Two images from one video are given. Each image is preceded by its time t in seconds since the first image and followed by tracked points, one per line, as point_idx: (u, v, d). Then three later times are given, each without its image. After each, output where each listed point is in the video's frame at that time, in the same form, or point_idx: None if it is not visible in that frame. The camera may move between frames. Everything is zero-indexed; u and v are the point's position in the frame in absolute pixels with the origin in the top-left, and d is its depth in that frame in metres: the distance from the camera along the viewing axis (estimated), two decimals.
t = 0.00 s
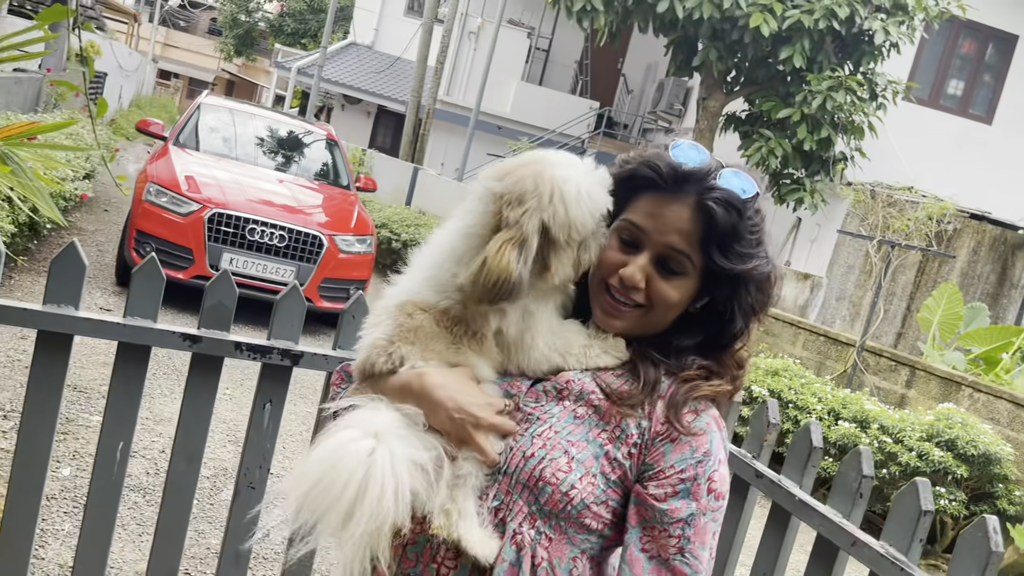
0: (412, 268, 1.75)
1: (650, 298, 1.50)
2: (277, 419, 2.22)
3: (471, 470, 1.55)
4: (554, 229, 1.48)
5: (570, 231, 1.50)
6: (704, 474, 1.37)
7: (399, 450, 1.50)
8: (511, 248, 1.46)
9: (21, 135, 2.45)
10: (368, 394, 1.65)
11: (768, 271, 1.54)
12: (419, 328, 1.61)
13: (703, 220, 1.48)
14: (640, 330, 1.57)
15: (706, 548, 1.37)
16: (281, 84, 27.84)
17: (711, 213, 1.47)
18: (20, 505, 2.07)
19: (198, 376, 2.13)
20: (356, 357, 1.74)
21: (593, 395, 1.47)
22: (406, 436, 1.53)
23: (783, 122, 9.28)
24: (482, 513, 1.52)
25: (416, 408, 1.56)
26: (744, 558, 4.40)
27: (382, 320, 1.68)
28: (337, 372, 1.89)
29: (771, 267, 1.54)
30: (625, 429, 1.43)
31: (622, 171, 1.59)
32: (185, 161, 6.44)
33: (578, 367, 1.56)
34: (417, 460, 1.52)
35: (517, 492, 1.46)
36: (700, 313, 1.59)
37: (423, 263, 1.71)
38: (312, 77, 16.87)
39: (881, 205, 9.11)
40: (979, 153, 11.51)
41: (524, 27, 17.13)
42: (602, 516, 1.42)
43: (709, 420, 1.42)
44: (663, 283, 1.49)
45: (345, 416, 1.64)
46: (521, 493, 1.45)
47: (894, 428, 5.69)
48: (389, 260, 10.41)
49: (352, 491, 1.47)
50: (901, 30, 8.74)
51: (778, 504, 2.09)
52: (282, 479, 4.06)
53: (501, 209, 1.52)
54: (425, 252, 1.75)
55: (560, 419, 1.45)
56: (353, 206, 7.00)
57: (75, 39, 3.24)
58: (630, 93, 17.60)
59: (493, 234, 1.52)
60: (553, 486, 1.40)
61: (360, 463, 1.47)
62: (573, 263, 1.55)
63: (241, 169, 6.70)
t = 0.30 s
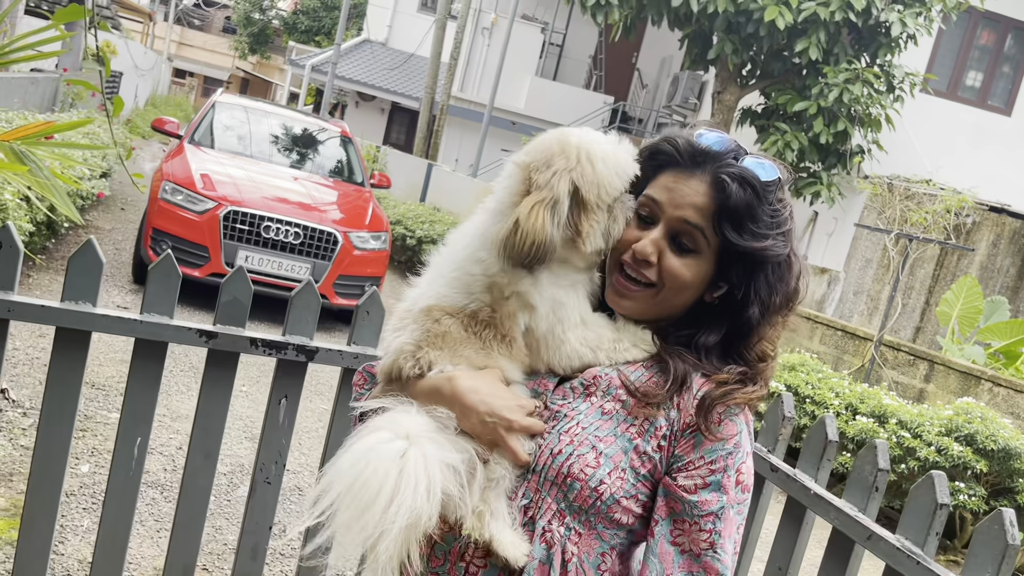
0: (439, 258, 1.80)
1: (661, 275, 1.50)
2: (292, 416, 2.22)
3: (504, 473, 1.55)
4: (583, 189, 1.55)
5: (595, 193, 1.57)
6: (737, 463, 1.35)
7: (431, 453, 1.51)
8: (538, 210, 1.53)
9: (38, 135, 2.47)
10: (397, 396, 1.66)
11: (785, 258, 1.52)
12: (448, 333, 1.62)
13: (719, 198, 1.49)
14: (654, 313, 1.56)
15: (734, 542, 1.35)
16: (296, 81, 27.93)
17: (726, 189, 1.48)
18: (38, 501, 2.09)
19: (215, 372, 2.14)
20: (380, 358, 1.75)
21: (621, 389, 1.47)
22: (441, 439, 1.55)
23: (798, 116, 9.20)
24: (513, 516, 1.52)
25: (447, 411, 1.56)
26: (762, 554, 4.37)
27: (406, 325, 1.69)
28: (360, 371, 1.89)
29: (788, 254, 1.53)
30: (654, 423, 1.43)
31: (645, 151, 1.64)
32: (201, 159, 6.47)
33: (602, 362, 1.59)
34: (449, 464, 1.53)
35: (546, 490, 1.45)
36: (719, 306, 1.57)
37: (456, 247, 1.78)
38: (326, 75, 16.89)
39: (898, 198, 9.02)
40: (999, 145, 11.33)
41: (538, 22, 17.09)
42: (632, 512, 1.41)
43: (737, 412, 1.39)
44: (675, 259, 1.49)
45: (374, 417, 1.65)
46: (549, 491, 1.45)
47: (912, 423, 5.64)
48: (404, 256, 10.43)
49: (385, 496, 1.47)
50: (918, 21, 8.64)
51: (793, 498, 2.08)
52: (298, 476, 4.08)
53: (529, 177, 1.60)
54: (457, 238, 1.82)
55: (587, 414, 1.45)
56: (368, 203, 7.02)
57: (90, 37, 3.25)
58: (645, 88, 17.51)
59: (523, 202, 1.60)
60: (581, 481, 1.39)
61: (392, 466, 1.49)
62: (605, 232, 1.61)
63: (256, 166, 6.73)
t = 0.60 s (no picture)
0: (448, 253, 1.72)
1: (677, 251, 1.45)
2: (283, 414, 2.22)
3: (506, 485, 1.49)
4: (598, 167, 1.57)
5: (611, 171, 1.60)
6: (714, 442, 1.29)
7: (433, 465, 1.37)
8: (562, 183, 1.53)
9: (29, 134, 2.46)
10: (400, 402, 1.54)
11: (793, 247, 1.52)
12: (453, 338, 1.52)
13: (735, 179, 1.48)
14: (664, 293, 1.51)
15: (714, 532, 1.24)
16: (293, 78, 27.91)
17: (745, 168, 1.47)
18: (29, 501, 2.09)
19: (204, 372, 2.14)
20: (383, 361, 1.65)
21: (621, 387, 1.44)
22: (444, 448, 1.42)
23: (796, 107, 9.17)
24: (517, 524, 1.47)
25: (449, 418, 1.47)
26: (759, 546, 4.37)
27: (408, 328, 1.61)
28: (360, 373, 1.87)
29: (796, 244, 1.53)
30: (653, 415, 1.38)
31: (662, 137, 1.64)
32: (197, 157, 6.45)
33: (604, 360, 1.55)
34: (451, 473, 1.40)
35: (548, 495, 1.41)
36: (727, 294, 1.55)
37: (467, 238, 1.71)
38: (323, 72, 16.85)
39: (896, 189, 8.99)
40: (996, 135, 11.28)
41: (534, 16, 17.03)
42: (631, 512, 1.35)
43: (737, 404, 1.34)
44: (692, 235, 1.45)
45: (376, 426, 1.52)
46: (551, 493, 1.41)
47: (911, 413, 5.64)
48: (402, 252, 10.41)
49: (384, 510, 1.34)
50: (914, 11, 8.62)
51: (786, 491, 2.07)
52: (295, 473, 4.07)
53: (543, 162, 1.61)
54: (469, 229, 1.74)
55: (589, 414, 1.42)
56: (364, 199, 7.00)
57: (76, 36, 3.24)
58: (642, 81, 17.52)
59: (540, 183, 1.59)
60: (582, 481, 1.36)
61: (392, 480, 1.34)
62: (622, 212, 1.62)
63: (252, 164, 6.72)
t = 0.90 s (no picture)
0: (458, 261, 1.66)
1: (694, 271, 1.44)
2: (274, 414, 2.21)
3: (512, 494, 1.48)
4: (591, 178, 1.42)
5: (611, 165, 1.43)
6: (702, 389, 1.33)
7: (439, 474, 1.36)
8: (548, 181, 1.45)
9: (19, 135, 2.44)
10: (408, 408, 1.52)
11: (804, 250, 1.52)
12: (467, 346, 1.49)
13: (741, 188, 1.48)
14: (683, 313, 1.49)
15: (654, 421, 1.27)
16: (286, 77, 27.85)
17: (752, 177, 1.46)
18: (18, 503, 2.07)
19: (195, 372, 2.13)
20: (390, 366, 1.63)
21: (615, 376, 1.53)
22: (449, 455, 1.40)
23: (788, 105, 9.18)
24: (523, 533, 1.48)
25: (463, 430, 1.42)
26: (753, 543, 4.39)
27: (418, 335, 1.55)
28: (365, 372, 1.85)
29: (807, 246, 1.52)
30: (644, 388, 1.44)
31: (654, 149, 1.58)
32: (189, 156, 6.42)
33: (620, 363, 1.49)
34: (457, 481, 1.39)
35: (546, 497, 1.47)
36: (741, 300, 1.55)
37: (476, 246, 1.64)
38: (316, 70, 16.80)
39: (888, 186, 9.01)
40: (988, 133, 11.31)
41: (528, 15, 17.03)
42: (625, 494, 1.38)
43: (736, 389, 1.37)
44: (707, 252, 1.44)
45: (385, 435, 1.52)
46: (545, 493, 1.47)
47: (904, 410, 5.65)
48: (395, 251, 10.39)
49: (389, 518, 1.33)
50: (906, 9, 8.64)
51: (779, 488, 2.08)
52: (288, 473, 4.06)
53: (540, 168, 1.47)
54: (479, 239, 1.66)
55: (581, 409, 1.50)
56: (357, 198, 6.99)
57: (65, 35, 3.22)
58: (636, 79, 17.41)
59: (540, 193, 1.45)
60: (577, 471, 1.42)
61: (397, 488, 1.33)
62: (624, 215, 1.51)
63: (245, 163, 6.69)
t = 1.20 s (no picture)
0: (463, 277, 1.68)
1: (699, 287, 1.45)
2: (277, 419, 2.22)
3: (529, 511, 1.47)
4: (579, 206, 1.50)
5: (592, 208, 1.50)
6: (718, 416, 1.34)
7: (452, 494, 1.37)
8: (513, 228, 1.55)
9: (17, 138, 2.44)
10: (421, 426, 1.54)
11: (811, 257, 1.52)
12: (478, 360, 1.49)
13: (744, 201, 1.48)
14: (692, 325, 1.50)
15: (673, 461, 1.28)
16: (283, 79, 27.85)
17: (753, 190, 1.46)
18: (21, 507, 2.07)
19: (197, 377, 2.13)
20: (402, 381, 1.64)
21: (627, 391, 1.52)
22: (463, 475, 1.42)
23: (785, 108, 9.20)
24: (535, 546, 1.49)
25: (475, 449, 1.43)
26: (751, 545, 4.40)
27: (429, 350, 1.55)
28: (378, 387, 1.86)
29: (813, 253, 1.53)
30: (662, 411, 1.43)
31: (655, 163, 1.57)
32: (187, 159, 6.42)
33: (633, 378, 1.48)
34: (471, 501, 1.40)
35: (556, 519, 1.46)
36: (749, 311, 1.56)
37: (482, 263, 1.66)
38: (313, 73, 16.80)
39: (885, 189, 9.03)
40: (984, 135, 11.36)
41: (524, 17, 17.06)
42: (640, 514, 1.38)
43: (751, 408, 1.38)
44: (712, 267, 1.45)
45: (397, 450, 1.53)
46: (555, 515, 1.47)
47: (901, 412, 5.66)
48: (393, 253, 10.39)
49: (402, 541, 1.35)
50: (902, 12, 8.65)
51: (780, 492, 2.09)
52: (288, 476, 4.06)
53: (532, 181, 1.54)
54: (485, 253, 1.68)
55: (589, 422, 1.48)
56: (355, 201, 6.99)
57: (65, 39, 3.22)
58: (633, 81, 17.74)
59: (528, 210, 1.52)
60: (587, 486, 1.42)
61: (410, 509, 1.35)
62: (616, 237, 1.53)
63: (244, 166, 6.69)
